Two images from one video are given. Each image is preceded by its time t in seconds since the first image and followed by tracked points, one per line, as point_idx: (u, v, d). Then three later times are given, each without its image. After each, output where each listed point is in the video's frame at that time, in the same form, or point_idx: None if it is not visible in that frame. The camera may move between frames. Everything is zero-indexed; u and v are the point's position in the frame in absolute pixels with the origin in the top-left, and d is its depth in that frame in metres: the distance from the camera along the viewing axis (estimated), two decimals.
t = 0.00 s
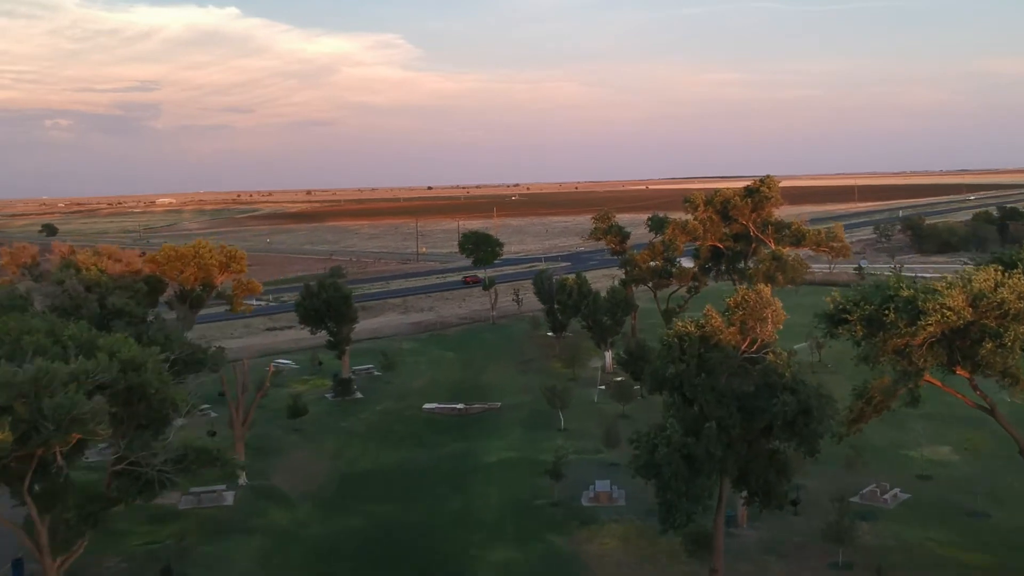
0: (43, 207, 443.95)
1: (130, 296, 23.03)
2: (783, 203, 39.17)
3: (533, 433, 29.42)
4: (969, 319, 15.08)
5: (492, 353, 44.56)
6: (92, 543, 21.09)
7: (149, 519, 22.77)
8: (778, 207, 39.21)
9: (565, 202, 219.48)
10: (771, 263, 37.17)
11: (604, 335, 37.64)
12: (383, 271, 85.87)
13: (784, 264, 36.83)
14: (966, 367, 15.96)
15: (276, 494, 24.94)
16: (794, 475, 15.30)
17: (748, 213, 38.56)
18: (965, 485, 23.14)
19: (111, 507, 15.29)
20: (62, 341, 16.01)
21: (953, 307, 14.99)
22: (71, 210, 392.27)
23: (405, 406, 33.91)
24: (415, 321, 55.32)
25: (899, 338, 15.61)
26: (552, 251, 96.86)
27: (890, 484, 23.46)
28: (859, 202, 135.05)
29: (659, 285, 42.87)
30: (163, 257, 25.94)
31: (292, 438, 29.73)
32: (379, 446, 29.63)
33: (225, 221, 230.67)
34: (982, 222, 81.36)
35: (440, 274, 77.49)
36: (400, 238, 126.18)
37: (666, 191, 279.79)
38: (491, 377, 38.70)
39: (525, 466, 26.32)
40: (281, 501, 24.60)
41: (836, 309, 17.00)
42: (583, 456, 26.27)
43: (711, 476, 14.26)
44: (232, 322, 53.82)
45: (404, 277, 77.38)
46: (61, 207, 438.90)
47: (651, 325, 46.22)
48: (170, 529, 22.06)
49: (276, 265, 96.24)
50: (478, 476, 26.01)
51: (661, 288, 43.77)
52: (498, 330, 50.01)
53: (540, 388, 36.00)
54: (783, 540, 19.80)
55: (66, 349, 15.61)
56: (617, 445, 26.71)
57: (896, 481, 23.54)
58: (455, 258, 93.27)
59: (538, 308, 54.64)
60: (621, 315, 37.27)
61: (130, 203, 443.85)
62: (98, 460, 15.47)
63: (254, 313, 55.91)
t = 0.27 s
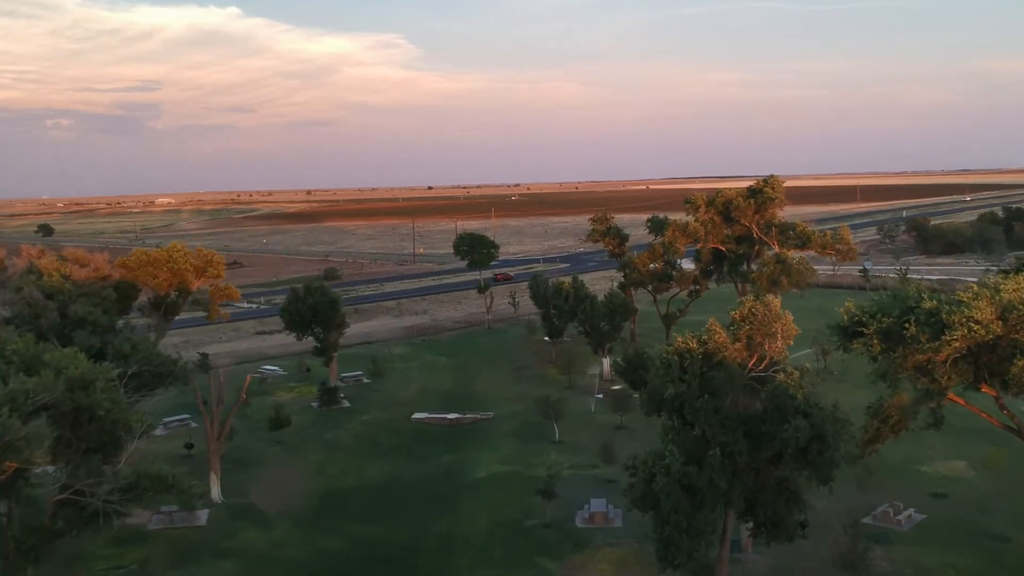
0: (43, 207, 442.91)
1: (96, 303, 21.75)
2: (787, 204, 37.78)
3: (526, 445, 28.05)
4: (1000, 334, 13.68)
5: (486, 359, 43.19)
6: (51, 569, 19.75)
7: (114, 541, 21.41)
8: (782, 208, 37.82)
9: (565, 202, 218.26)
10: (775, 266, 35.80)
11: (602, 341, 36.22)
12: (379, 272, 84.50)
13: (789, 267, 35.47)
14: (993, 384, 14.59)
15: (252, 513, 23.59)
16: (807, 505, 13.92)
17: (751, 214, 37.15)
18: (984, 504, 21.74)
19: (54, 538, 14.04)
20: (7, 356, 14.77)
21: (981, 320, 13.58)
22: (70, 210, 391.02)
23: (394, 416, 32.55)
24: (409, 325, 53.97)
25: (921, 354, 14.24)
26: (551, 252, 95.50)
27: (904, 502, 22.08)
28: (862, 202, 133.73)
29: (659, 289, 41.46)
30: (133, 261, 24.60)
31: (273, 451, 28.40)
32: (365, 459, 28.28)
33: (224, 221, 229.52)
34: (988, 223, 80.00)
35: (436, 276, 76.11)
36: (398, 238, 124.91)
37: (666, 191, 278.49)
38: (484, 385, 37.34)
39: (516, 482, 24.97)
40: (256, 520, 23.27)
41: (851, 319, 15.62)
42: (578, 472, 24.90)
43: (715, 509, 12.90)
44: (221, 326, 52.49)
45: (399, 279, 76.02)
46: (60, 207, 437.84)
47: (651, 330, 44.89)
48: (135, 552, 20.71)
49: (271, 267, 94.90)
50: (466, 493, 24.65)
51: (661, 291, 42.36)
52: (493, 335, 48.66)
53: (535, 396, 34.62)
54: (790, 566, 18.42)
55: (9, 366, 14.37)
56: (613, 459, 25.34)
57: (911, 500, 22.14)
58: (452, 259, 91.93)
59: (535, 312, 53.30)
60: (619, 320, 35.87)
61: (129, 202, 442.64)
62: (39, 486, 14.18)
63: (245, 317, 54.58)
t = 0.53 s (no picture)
0: (41, 207, 441.76)
1: (57, 312, 20.47)
2: (791, 205, 36.41)
3: (518, 459, 26.74)
4: None
5: (480, 364, 41.86)
6: None
7: (76, 565, 20.05)
8: (786, 209, 36.45)
9: (565, 202, 217.08)
10: (780, 269, 34.49)
11: (599, 348, 34.83)
12: (374, 273, 83.20)
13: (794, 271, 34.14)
14: None
15: (227, 533, 22.23)
16: (818, 542, 12.62)
17: (755, 215, 35.76)
18: (1006, 526, 20.38)
19: None
20: None
21: (1015, 336, 12.19)
22: (68, 210, 389.57)
23: (382, 427, 31.21)
24: (402, 329, 52.62)
25: (946, 372, 12.91)
26: (550, 253, 94.20)
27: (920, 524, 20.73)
28: (864, 202, 132.59)
29: (659, 293, 40.12)
30: (100, 265, 23.21)
31: (254, 464, 27.05)
32: (349, 473, 26.93)
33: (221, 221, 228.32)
34: (993, 224, 78.79)
35: (432, 277, 74.81)
36: (395, 239, 123.67)
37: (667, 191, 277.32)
38: (477, 392, 36.01)
39: (507, 500, 23.62)
40: (231, 541, 21.90)
41: (869, 332, 14.27)
42: (572, 489, 23.55)
43: (719, 548, 11.58)
44: (209, 331, 51.19)
45: (394, 280, 74.66)
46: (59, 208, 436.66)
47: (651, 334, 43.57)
48: None
49: (265, 268, 93.66)
50: (455, 511, 23.30)
51: (661, 295, 41.03)
52: (488, 339, 47.32)
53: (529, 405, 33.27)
54: None
55: None
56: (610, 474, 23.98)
57: (927, 521, 20.80)
58: (449, 260, 90.61)
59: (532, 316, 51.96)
60: (618, 326, 34.49)
61: (128, 202, 441.40)
62: None
63: (234, 321, 53.23)
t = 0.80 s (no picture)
0: (39, 207, 440.61)
1: (10, 321, 19.05)
2: (795, 206, 35.05)
3: (508, 474, 25.43)
4: None
5: (473, 371, 40.54)
6: None
7: None
8: (789, 211, 35.08)
9: (564, 202, 215.81)
10: (784, 273, 33.18)
11: (595, 354, 33.50)
12: (369, 275, 81.86)
13: (799, 274, 32.98)
14: None
15: (195, 555, 20.90)
16: None
17: (757, 216, 34.40)
18: None
19: None
20: None
21: None
22: (66, 210, 388.37)
23: (366, 438, 29.87)
24: (395, 333, 51.29)
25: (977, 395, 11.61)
26: (548, 254, 92.86)
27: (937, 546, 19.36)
28: (866, 203, 131.29)
29: (658, 296, 38.74)
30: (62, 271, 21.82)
31: (230, 479, 25.71)
32: (330, 488, 25.60)
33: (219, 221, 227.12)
34: (999, 225, 77.50)
35: (428, 279, 73.46)
36: (392, 240, 122.44)
37: (667, 190, 276.11)
38: (469, 400, 34.68)
39: (495, 519, 22.29)
40: (199, 564, 20.57)
41: (890, 348, 13.03)
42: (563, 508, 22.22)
43: None
44: (196, 336, 49.87)
45: (389, 282, 73.31)
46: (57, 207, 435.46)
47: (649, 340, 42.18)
48: None
49: (260, 269, 92.39)
50: (438, 531, 21.96)
51: (660, 299, 39.65)
52: (482, 344, 46.00)
53: (521, 414, 31.92)
54: None
55: None
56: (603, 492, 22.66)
57: (944, 544, 19.47)
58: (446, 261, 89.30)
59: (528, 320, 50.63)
60: (615, 333, 33.16)
61: (126, 202, 440.05)
62: None
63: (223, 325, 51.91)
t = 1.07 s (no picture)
0: (37, 207, 439.21)
1: None
2: (799, 208, 33.70)
3: (498, 490, 24.08)
4: None
5: (465, 377, 39.18)
6: None
7: None
8: (793, 212, 33.72)
9: (563, 203, 214.52)
10: (788, 278, 31.85)
11: (591, 362, 32.13)
12: (364, 277, 80.43)
13: (803, 279, 31.67)
14: None
15: None
16: None
17: (759, 218, 33.05)
18: None
19: None
20: None
21: None
22: (64, 210, 387.00)
23: (351, 450, 28.51)
24: (386, 338, 49.88)
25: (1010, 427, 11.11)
26: (545, 255, 91.43)
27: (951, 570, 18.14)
28: (868, 203, 129.91)
29: (656, 301, 37.37)
30: (20, 279, 20.59)
31: (205, 495, 24.34)
32: (311, 504, 24.24)
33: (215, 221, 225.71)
34: (1003, 226, 76.26)
35: (423, 281, 72.04)
36: (389, 240, 121.13)
37: (667, 190, 274.84)
38: (459, 409, 33.32)
39: (484, 540, 20.94)
40: None
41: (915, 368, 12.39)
42: (557, 530, 20.92)
43: None
44: (182, 340, 48.49)
45: (383, 284, 71.88)
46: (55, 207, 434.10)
47: (647, 348, 40.78)
48: None
49: (253, 270, 90.95)
50: (424, 553, 20.61)
51: (659, 303, 38.22)
52: (476, 350, 44.61)
53: (514, 425, 30.56)
54: None
55: None
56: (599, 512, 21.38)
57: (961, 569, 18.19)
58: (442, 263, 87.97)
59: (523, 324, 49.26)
60: (612, 340, 31.93)
61: (124, 202, 438.54)
62: None
63: (210, 330, 50.45)
